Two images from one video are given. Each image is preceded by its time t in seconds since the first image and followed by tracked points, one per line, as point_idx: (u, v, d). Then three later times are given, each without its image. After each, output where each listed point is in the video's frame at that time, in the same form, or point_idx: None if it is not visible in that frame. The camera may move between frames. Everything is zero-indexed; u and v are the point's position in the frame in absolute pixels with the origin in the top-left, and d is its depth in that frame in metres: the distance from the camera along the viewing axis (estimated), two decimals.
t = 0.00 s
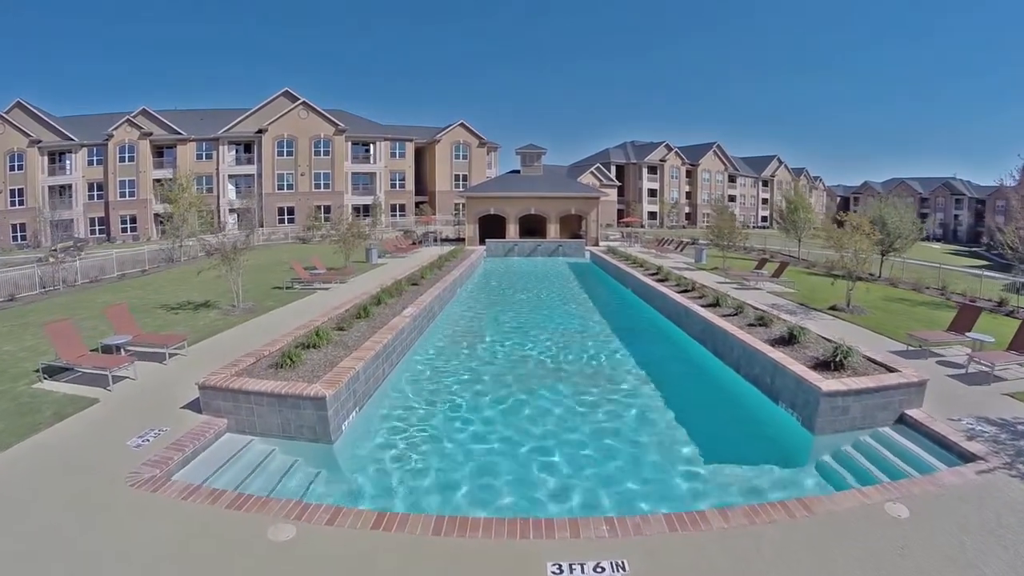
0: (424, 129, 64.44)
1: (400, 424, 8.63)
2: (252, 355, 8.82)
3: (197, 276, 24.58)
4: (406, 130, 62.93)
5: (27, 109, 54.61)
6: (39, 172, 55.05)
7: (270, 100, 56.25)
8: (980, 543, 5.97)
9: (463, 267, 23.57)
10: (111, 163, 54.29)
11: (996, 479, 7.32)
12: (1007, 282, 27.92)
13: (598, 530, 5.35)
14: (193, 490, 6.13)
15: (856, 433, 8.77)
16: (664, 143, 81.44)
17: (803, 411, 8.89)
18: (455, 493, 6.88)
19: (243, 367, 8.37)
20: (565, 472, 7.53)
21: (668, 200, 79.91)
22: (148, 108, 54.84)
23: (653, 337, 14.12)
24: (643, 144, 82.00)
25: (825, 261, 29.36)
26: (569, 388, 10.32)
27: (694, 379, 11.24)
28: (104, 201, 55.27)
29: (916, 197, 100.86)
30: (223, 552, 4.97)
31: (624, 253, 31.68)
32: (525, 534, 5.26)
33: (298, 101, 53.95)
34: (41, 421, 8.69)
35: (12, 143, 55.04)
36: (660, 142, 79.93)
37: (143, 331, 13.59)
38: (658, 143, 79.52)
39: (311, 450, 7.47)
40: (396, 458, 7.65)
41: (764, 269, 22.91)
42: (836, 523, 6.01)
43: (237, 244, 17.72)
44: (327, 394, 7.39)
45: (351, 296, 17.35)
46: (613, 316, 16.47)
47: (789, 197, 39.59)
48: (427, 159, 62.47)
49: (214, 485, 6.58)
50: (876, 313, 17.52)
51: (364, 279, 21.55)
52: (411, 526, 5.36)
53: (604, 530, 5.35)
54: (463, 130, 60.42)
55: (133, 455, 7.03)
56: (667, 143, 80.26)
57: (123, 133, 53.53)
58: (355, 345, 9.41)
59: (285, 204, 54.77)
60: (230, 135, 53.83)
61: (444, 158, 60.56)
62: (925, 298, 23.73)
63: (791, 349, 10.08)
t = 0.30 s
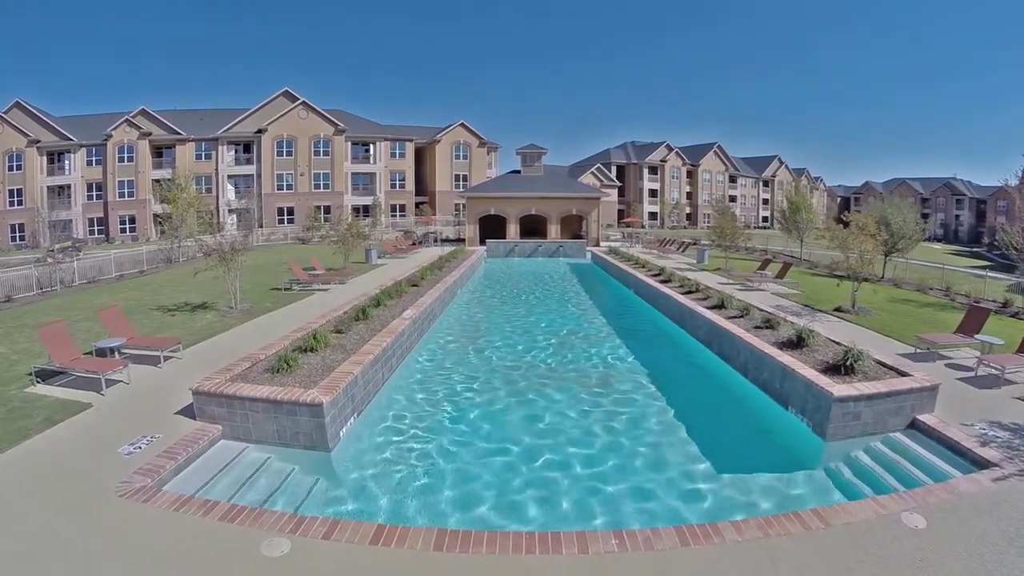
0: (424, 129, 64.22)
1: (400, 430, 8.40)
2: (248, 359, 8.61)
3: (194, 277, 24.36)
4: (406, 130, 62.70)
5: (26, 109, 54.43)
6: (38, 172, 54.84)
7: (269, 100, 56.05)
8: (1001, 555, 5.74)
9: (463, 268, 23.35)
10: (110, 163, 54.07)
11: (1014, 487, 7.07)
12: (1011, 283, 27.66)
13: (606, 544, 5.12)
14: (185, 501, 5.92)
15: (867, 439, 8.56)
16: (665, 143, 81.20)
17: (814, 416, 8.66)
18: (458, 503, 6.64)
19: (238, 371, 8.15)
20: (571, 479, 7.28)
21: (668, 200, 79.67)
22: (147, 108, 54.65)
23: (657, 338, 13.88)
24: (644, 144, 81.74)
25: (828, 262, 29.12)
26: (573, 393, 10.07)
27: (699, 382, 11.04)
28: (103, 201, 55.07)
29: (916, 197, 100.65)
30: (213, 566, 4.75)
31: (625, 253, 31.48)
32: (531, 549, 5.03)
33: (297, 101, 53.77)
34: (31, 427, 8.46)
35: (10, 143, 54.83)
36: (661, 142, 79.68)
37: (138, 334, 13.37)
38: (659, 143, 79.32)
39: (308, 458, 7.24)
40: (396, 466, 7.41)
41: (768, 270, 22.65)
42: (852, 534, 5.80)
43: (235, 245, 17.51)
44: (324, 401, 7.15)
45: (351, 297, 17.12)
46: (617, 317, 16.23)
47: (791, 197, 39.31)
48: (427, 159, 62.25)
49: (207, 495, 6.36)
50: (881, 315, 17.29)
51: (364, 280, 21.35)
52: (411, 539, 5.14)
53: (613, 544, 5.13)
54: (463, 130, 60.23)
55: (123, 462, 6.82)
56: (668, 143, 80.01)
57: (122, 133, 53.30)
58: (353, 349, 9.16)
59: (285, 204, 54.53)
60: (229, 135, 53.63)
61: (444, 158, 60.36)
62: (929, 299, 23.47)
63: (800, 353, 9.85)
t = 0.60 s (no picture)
0: (424, 128, 63.94)
1: (400, 435, 8.17)
2: (244, 362, 8.39)
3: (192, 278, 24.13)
4: (406, 129, 62.45)
5: (25, 108, 54.22)
6: (37, 172, 54.59)
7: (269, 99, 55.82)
8: None
9: (464, 268, 23.12)
10: (109, 162, 53.83)
11: None
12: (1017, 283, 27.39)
13: (617, 559, 4.90)
14: (177, 511, 5.70)
15: (879, 444, 8.34)
16: (666, 142, 80.91)
17: (825, 421, 8.43)
18: (460, 512, 6.39)
19: (233, 375, 7.93)
20: (579, 486, 7.03)
21: (669, 199, 79.38)
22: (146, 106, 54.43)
23: (661, 340, 13.64)
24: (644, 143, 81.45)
25: (832, 261, 28.87)
26: (577, 396, 9.82)
27: (704, 384, 10.82)
28: (102, 200, 54.81)
29: (917, 197, 100.29)
30: None
31: (627, 252, 31.23)
32: (538, 565, 4.80)
33: (297, 100, 53.56)
34: (20, 432, 8.22)
35: (9, 142, 54.61)
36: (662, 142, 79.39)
37: (134, 335, 13.14)
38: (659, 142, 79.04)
39: (304, 465, 7.03)
40: (397, 474, 7.17)
41: (771, 269, 22.41)
42: (870, 545, 5.59)
43: (232, 244, 17.28)
44: (321, 406, 6.91)
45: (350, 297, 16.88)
46: (619, 318, 15.97)
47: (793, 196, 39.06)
48: (427, 158, 62.00)
49: (199, 507, 6.13)
50: (888, 316, 17.05)
51: (363, 280, 21.14)
52: (411, 554, 4.90)
53: (624, 559, 4.91)
54: (464, 129, 59.98)
55: (113, 470, 6.58)
56: (669, 142, 79.72)
57: (121, 131, 53.04)
58: (353, 352, 8.91)
59: (285, 203, 54.28)
60: (228, 134, 53.39)
61: (445, 157, 60.12)
62: (935, 299, 23.23)
63: (809, 355, 9.63)
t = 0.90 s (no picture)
0: (425, 128, 63.73)
1: (401, 443, 7.93)
2: (240, 367, 8.16)
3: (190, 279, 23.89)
4: (406, 130, 62.25)
5: (24, 109, 54.08)
6: (36, 172, 54.42)
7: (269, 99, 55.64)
8: None
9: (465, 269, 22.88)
10: (109, 163, 53.62)
11: None
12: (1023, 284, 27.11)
13: None
14: (168, 525, 5.48)
15: (892, 451, 8.11)
16: (667, 143, 80.66)
17: (838, 428, 8.17)
18: (464, 526, 6.15)
19: (228, 381, 7.70)
20: (587, 498, 6.80)
21: (670, 200, 79.12)
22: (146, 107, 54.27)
23: (667, 343, 13.41)
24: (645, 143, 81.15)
25: (835, 263, 28.61)
26: (582, 402, 9.57)
27: (711, 389, 10.60)
28: (101, 201, 54.60)
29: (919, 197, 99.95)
30: None
31: (629, 253, 30.99)
32: None
33: (297, 100, 53.39)
34: (11, 438, 7.99)
35: (8, 142, 54.43)
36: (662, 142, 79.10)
37: (129, 338, 12.91)
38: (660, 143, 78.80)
39: (301, 475, 6.80)
40: (398, 485, 6.93)
41: (776, 270, 22.15)
42: (890, 558, 5.36)
43: (230, 245, 17.06)
44: (318, 414, 6.65)
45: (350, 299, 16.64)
46: (624, 321, 15.70)
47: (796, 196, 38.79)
48: (427, 158, 61.78)
49: (190, 520, 5.89)
50: (895, 318, 16.79)
51: (363, 281, 20.94)
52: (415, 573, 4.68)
53: None
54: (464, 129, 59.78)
55: (102, 480, 6.35)
56: (670, 142, 79.44)
57: (120, 132, 52.87)
58: (351, 356, 8.65)
59: (285, 204, 54.07)
60: (228, 134, 53.19)
61: (445, 157, 59.90)
62: (940, 301, 22.97)
63: (820, 359, 9.38)
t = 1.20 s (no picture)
0: (425, 128, 63.49)
1: (401, 451, 7.68)
2: (235, 372, 7.94)
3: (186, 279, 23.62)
4: (406, 129, 62.02)
5: (23, 108, 53.86)
6: (35, 172, 54.21)
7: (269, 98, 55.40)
8: None
9: (465, 269, 22.67)
10: (108, 162, 53.39)
11: None
12: None
13: None
14: (157, 539, 5.25)
15: (906, 458, 7.86)
16: (668, 142, 80.41)
17: (852, 434, 7.92)
18: (467, 540, 5.90)
19: (222, 387, 7.47)
20: (595, 509, 6.53)
21: (671, 199, 78.90)
22: (145, 106, 54.07)
23: (672, 345, 13.16)
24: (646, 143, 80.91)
25: (839, 262, 28.41)
26: (588, 407, 9.33)
27: (718, 391, 10.37)
28: (100, 200, 54.35)
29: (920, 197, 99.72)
30: None
31: (631, 253, 30.77)
32: None
33: (296, 99, 53.19)
34: None
35: (7, 142, 54.19)
36: (663, 142, 78.86)
37: (124, 340, 12.67)
38: (661, 142, 78.59)
39: (298, 484, 6.57)
40: (398, 495, 6.67)
41: (780, 270, 21.89)
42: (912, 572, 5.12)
43: (227, 244, 16.83)
44: (315, 423, 6.37)
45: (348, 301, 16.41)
46: (627, 322, 15.46)
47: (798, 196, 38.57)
48: (427, 158, 61.55)
49: (181, 534, 5.65)
50: (902, 319, 16.51)
51: (363, 281, 20.75)
52: None
53: None
54: (465, 128, 59.57)
55: (91, 491, 6.11)
56: (671, 141, 79.20)
57: (120, 131, 52.66)
58: (350, 361, 8.40)
59: (284, 203, 53.82)
60: (228, 133, 52.96)
61: (445, 157, 59.68)
62: (945, 301, 22.83)
63: (831, 363, 9.14)
